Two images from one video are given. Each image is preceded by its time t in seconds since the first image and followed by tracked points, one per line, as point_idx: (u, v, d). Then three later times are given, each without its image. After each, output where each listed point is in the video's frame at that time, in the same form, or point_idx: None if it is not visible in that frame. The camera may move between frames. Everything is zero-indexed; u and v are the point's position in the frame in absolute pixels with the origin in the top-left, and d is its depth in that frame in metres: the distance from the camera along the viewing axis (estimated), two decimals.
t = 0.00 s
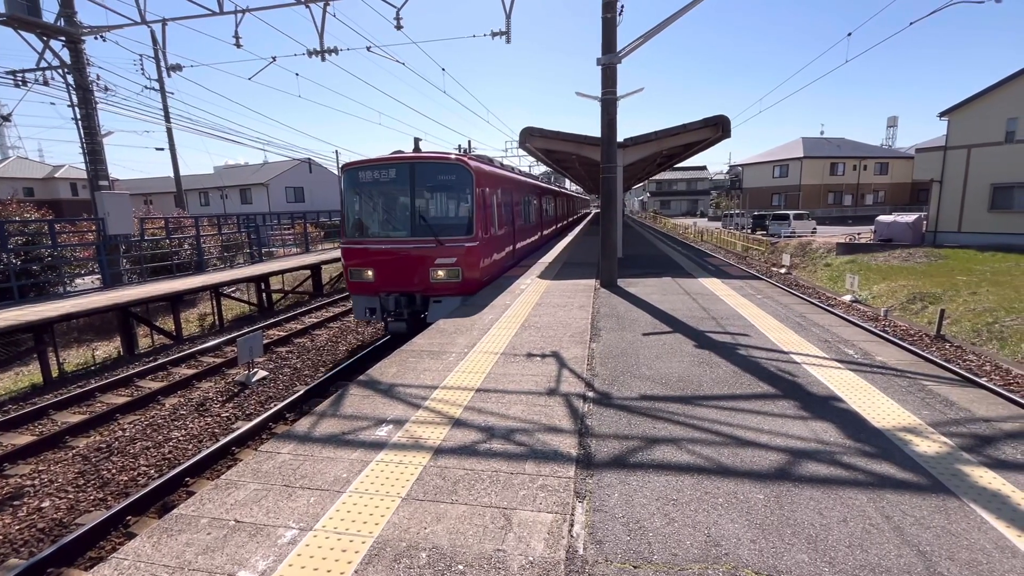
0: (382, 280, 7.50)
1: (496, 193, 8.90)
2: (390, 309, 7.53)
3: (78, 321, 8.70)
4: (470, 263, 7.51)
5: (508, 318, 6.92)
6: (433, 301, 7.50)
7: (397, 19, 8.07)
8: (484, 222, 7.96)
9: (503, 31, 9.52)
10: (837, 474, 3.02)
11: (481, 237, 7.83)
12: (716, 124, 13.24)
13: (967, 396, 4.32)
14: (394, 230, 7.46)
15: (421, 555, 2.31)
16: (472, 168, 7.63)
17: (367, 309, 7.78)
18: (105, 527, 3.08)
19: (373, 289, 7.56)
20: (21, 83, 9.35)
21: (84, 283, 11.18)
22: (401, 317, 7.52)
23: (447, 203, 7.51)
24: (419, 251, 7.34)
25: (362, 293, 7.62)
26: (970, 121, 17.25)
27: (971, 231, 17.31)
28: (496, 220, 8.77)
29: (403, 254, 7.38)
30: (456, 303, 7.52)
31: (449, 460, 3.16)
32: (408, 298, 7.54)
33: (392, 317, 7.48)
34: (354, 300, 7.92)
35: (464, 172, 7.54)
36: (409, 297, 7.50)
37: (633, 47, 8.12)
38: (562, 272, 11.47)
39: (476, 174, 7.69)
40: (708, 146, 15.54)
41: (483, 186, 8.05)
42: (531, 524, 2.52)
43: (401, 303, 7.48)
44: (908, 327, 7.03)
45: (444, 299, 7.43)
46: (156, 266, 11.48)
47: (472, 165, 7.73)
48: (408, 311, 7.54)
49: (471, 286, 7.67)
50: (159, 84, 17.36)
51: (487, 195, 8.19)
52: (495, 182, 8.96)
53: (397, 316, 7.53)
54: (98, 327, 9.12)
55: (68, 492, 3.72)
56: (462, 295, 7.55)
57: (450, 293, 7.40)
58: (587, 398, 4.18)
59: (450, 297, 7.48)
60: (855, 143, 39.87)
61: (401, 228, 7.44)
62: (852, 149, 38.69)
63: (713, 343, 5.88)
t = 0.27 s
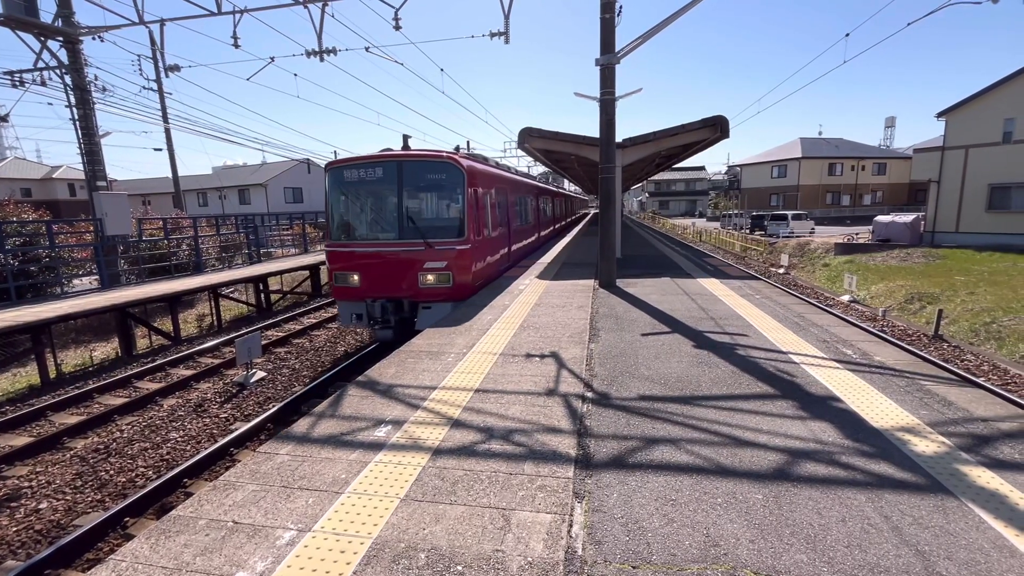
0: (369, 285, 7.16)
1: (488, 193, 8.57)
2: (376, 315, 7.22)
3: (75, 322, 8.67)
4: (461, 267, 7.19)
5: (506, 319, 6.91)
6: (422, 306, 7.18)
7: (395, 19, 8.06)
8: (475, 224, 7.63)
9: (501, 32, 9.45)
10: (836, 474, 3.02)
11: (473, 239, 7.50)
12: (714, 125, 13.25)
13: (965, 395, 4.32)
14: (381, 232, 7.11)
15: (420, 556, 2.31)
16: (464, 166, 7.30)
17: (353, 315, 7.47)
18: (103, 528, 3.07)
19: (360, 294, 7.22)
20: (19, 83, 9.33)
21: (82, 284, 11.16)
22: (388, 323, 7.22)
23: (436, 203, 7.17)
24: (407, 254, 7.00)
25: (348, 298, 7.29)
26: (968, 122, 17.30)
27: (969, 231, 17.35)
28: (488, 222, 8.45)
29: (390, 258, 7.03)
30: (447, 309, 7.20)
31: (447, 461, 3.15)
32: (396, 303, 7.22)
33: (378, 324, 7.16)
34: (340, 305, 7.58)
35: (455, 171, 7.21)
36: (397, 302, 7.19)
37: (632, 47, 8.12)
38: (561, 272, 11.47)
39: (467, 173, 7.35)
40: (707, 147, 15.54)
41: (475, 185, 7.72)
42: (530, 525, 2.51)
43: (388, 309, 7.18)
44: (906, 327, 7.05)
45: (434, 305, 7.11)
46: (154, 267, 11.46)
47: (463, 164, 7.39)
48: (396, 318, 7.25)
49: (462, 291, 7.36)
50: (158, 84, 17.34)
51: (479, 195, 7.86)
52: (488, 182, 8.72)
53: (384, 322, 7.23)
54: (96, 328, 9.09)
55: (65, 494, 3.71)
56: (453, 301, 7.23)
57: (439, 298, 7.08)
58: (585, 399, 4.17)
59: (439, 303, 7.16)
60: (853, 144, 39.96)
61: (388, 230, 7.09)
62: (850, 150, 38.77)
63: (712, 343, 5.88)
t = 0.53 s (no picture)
0: (352, 291, 6.70)
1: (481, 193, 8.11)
2: (360, 323, 6.76)
3: (74, 324, 8.66)
4: (450, 272, 6.72)
5: (505, 319, 6.91)
6: (409, 313, 6.71)
7: (394, 19, 8.06)
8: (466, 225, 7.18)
9: (501, 32, 9.40)
10: (835, 473, 3.03)
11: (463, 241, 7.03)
12: (713, 125, 13.25)
13: (963, 395, 4.33)
14: (366, 235, 6.67)
15: (420, 556, 2.31)
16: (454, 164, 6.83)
17: (337, 323, 7.01)
18: (101, 530, 3.08)
19: (343, 301, 6.76)
20: (17, 84, 9.32)
21: (80, 284, 11.14)
22: (374, 332, 6.77)
23: (425, 204, 6.71)
24: (393, 258, 6.53)
25: (330, 305, 6.83)
26: (966, 122, 17.32)
27: (967, 231, 17.38)
28: (480, 224, 7.99)
29: (375, 262, 6.57)
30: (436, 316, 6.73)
31: (446, 461, 3.16)
32: (381, 311, 6.76)
33: (362, 333, 6.71)
34: (323, 312, 7.12)
35: (445, 168, 6.73)
36: (382, 310, 6.72)
37: (631, 47, 8.13)
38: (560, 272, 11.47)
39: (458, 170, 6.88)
40: (706, 147, 15.54)
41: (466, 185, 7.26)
42: (529, 525, 2.51)
43: (373, 318, 6.72)
44: (904, 327, 7.06)
45: (422, 312, 6.64)
46: (153, 267, 11.45)
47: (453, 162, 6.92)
48: (381, 327, 6.78)
49: (452, 297, 6.91)
50: (156, 85, 17.33)
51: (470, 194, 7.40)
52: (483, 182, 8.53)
53: (369, 332, 6.78)
54: (94, 329, 9.08)
55: (64, 495, 3.70)
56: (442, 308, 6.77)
57: (427, 305, 6.62)
58: (584, 399, 4.17)
59: (427, 310, 6.71)
60: (852, 144, 40.03)
61: (373, 232, 6.65)
62: (849, 150, 38.84)
63: (711, 343, 5.89)
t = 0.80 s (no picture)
0: (332, 299, 6.21)
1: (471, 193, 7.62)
2: (339, 333, 6.21)
3: (72, 324, 8.64)
4: (437, 277, 6.25)
5: (504, 319, 6.91)
6: (393, 323, 6.25)
7: (392, 19, 8.07)
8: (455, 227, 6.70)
9: (499, 32, 9.44)
10: (833, 473, 3.03)
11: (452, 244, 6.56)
12: (712, 125, 13.26)
13: (961, 395, 4.35)
14: (346, 238, 6.16)
15: (419, 557, 2.31)
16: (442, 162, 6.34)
17: (315, 333, 6.49)
18: (100, 531, 3.07)
19: (322, 309, 6.26)
20: (14, 84, 9.31)
21: (78, 285, 11.12)
22: (354, 342, 6.21)
23: (411, 204, 6.22)
24: (375, 263, 6.04)
25: (309, 314, 6.33)
26: (963, 122, 17.38)
27: (965, 231, 17.43)
28: (469, 225, 7.52)
29: (356, 267, 6.07)
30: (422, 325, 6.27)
31: (445, 461, 3.16)
32: (364, 319, 6.27)
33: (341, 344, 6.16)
34: (300, 321, 6.60)
35: (432, 165, 6.23)
36: (364, 319, 6.23)
37: (629, 47, 8.14)
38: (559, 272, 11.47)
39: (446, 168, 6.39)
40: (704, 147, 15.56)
41: (455, 183, 6.78)
42: (528, 525, 2.52)
43: (353, 326, 6.18)
44: (902, 327, 7.08)
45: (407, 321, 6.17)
46: (151, 268, 11.43)
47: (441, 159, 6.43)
48: (362, 337, 6.23)
49: (439, 305, 6.44)
50: (154, 85, 17.31)
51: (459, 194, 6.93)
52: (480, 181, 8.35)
53: (348, 343, 6.23)
54: (93, 329, 9.07)
55: (62, 496, 3.69)
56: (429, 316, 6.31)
57: (413, 313, 6.15)
58: (583, 399, 4.18)
59: (413, 318, 6.23)
60: (850, 144, 40.12)
61: (355, 235, 6.13)
62: (847, 150, 38.93)
63: (710, 343, 5.90)
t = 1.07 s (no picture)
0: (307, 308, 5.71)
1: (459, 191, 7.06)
2: (313, 346, 5.72)
3: (69, 324, 8.62)
4: (422, 285, 5.70)
5: (503, 319, 6.91)
6: (372, 334, 5.72)
7: (391, 19, 8.06)
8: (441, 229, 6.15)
9: (498, 33, 9.48)
10: (831, 473, 3.04)
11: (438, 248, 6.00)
12: (711, 125, 13.27)
13: (959, 394, 4.35)
14: (323, 241, 5.64)
15: (417, 557, 2.31)
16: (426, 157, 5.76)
17: (289, 344, 5.99)
18: (99, 531, 3.09)
19: (297, 319, 5.77)
20: (12, 84, 9.30)
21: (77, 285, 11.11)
22: (330, 354, 5.76)
23: (392, 204, 5.66)
24: (352, 269, 5.51)
25: (284, 323, 5.84)
26: (961, 122, 17.42)
27: (963, 231, 17.45)
28: (457, 226, 6.97)
29: (332, 273, 5.56)
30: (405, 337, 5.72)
31: (444, 462, 3.15)
32: (342, 330, 5.77)
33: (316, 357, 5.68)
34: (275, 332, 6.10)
35: (414, 161, 5.66)
36: (343, 329, 5.74)
37: (628, 47, 8.14)
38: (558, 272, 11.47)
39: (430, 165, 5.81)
40: (703, 147, 15.57)
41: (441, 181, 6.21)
42: (526, 525, 2.52)
43: (330, 336, 5.72)
44: (901, 326, 7.09)
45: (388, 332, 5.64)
46: (149, 268, 11.42)
47: (425, 154, 5.85)
48: (339, 350, 5.77)
49: (425, 314, 5.90)
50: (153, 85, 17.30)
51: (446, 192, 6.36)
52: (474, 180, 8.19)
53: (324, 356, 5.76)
54: (91, 330, 9.06)
55: (60, 497, 3.69)
56: (413, 326, 5.78)
57: (395, 324, 5.61)
58: (582, 399, 4.18)
59: (395, 329, 5.68)
60: (848, 144, 40.19)
61: (331, 238, 5.61)
62: (845, 150, 39.00)
63: (708, 343, 5.91)
